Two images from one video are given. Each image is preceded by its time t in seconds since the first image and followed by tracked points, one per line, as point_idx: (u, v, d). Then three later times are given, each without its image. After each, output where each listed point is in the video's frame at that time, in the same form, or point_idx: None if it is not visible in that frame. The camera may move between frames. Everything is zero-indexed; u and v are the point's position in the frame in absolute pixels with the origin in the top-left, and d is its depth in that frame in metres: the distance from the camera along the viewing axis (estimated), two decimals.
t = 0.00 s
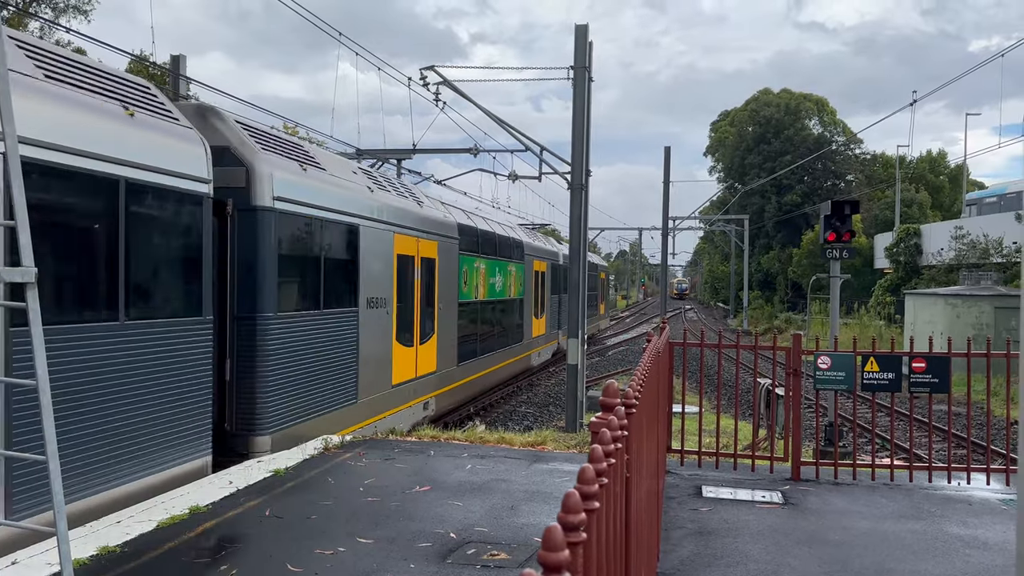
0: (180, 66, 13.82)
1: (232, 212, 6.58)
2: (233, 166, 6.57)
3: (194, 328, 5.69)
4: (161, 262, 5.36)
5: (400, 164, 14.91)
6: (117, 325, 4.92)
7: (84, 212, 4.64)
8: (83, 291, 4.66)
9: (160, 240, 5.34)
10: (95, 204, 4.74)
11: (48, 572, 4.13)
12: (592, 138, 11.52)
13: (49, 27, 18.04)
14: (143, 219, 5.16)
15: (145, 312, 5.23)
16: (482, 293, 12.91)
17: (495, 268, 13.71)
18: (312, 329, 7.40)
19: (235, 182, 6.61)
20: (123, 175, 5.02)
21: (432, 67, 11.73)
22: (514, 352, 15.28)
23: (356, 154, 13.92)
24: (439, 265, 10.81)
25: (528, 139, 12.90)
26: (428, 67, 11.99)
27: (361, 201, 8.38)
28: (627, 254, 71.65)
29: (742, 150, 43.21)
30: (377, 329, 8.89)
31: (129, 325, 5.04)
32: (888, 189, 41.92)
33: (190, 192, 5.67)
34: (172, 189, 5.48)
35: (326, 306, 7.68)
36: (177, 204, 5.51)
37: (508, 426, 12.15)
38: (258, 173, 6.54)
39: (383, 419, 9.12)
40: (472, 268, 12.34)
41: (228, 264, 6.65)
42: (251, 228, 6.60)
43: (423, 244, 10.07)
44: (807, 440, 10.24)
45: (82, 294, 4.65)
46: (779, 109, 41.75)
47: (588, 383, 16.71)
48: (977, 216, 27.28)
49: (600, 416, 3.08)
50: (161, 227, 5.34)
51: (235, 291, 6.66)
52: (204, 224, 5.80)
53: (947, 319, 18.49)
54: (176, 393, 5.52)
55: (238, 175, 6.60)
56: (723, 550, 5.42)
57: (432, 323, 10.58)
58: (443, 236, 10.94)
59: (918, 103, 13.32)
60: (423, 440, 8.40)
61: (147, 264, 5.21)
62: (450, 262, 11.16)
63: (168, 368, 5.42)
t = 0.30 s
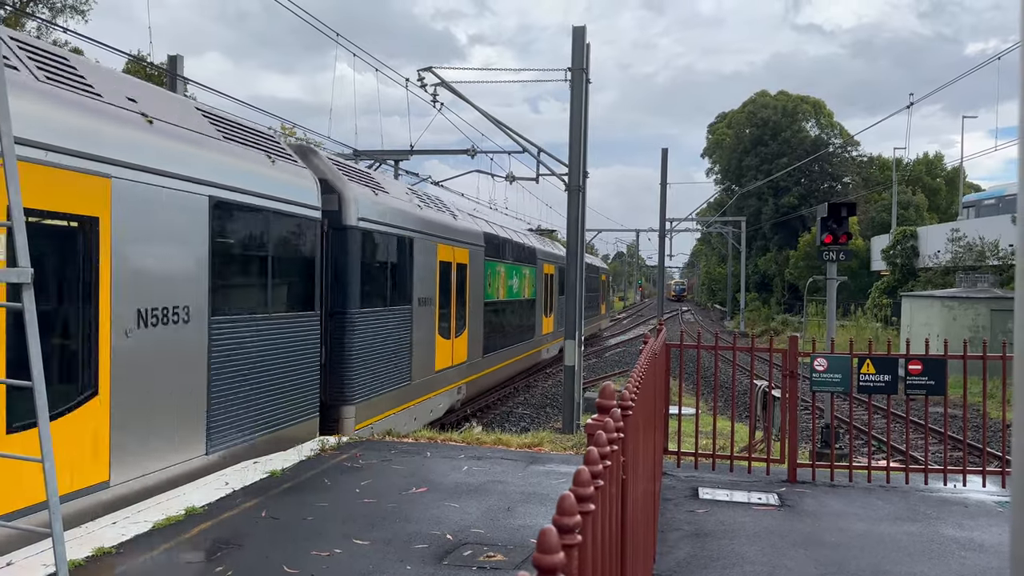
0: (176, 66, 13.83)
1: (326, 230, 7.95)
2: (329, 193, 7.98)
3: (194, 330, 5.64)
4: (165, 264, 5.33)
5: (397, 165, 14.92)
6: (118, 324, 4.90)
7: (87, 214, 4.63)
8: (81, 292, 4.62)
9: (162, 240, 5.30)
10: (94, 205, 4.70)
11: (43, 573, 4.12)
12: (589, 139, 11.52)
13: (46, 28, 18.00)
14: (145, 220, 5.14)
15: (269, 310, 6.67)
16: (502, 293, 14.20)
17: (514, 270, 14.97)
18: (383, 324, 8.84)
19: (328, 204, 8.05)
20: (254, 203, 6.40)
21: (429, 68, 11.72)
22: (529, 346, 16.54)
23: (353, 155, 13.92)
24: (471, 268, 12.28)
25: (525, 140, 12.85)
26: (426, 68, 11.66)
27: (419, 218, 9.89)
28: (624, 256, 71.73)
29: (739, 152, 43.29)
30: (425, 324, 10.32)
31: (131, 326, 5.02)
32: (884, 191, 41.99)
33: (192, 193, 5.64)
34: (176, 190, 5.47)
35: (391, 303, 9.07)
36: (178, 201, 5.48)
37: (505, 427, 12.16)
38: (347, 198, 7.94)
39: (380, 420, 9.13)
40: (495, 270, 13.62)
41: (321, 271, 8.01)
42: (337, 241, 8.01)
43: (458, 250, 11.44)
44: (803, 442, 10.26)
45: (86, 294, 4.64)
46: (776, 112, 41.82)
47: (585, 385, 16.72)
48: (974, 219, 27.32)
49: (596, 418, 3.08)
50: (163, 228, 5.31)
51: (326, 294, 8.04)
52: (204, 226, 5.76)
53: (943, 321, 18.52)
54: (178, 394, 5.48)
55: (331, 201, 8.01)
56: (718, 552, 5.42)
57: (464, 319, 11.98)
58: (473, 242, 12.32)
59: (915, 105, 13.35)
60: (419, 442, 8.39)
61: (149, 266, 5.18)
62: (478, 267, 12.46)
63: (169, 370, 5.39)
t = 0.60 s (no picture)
0: (174, 67, 13.83)
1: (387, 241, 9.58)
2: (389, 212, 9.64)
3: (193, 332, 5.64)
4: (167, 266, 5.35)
5: (395, 166, 14.93)
6: (118, 326, 4.91)
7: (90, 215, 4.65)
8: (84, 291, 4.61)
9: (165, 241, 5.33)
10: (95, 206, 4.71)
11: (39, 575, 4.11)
12: (586, 142, 11.52)
13: (42, 28, 17.96)
14: (149, 222, 5.19)
15: (353, 308, 8.46)
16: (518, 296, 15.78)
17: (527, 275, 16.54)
18: (428, 319, 10.43)
19: (389, 221, 9.68)
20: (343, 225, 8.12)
21: (427, 70, 11.74)
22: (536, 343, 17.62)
23: (351, 156, 13.93)
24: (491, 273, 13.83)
25: (522, 142, 12.84)
26: (424, 71, 11.73)
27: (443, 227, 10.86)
28: (622, 257, 71.81)
29: (736, 154, 43.36)
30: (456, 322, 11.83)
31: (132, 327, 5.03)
32: (881, 193, 42.05)
33: (192, 195, 5.66)
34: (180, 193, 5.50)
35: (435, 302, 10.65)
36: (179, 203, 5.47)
37: (502, 429, 12.15)
38: (405, 217, 9.60)
39: (377, 422, 9.12)
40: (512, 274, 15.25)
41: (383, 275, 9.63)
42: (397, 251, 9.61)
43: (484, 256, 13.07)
44: (799, 444, 10.27)
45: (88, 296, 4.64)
46: (773, 114, 41.88)
47: (582, 387, 16.72)
48: (971, 222, 27.35)
49: (594, 421, 3.07)
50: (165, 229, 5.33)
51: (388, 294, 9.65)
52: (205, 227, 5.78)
53: (940, 323, 18.54)
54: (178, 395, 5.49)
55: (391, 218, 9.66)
56: (715, 554, 5.42)
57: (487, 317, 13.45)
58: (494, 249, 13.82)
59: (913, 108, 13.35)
60: (416, 444, 8.38)
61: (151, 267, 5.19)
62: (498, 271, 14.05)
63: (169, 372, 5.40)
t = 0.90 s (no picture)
0: (171, 68, 13.83)
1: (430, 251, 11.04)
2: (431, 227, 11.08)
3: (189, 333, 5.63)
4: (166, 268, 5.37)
5: (393, 168, 14.93)
6: (118, 327, 4.92)
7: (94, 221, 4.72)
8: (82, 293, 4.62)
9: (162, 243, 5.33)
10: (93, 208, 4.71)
11: None
12: (584, 144, 11.53)
13: (40, 29, 17.93)
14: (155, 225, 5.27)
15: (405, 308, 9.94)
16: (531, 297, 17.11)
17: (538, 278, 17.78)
18: (460, 317, 11.87)
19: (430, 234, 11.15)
20: (398, 238, 9.63)
21: (424, 72, 11.73)
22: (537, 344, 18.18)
23: (349, 158, 13.93)
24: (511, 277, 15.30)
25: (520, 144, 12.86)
26: (421, 73, 11.64)
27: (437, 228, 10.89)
28: (619, 260, 71.89)
29: (733, 157, 43.44)
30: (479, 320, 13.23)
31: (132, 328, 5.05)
32: (878, 196, 42.14)
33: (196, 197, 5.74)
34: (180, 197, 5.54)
35: (466, 303, 12.15)
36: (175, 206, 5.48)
37: (499, 431, 12.16)
38: (445, 231, 11.10)
39: (374, 424, 9.11)
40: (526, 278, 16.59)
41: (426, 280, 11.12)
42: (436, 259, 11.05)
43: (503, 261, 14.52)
44: (796, 446, 10.28)
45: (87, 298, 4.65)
46: (770, 116, 41.95)
47: (578, 389, 16.72)
48: (967, 225, 27.40)
49: (592, 422, 3.07)
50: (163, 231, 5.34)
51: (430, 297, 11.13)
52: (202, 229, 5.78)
53: (936, 326, 18.60)
54: (176, 397, 5.51)
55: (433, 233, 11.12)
56: (712, 556, 5.42)
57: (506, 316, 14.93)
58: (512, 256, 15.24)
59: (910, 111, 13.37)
60: (413, 446, 8.37)
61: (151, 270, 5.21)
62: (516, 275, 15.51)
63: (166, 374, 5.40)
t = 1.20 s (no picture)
0: (168, 70, 13.83)
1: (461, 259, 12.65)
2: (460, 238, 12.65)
3: (181, 337, 5.59)
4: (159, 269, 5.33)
5: (390, 170, 14.94)
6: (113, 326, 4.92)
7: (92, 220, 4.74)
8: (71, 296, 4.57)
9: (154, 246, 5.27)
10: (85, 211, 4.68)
11: None
12: (581, 146, 11.54)
13: (36, 30, 17.87)
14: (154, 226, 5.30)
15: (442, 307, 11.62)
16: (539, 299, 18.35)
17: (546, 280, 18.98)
18: (482, 314, 13.55)
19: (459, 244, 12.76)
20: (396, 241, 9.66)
21: (422, 74, 11.75)
22: (538, 346, 18.50)
23: (346, 160, 13.94)
24: (523, 281, 16.83)
25: (516, 146, 12.86)
26: (418, 75, 11.74)
27: (433, 230, 10.93)
28: (617, 262, 72.03)
29: (730, 159, 43.50)
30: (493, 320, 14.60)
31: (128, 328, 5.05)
32: (875, 199, 42.23)
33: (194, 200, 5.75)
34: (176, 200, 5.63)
35: (487, 303, 13.86)
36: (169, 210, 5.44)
37: (496, 433, 12.16)
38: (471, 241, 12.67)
39: (371, 426, 9.11)
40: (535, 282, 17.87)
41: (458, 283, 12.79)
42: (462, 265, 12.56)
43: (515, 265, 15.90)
44: (793, 448, 10.30)
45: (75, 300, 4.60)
46: (767, 119, 42.00)
47: (575, 391, 16.71)
48: (964, 227, 27.44)
49: (587, 424, 3.06)
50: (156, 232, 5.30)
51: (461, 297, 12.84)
52: (197, 232, 5.77)
53: (933, 328, 18.65)
54: (167, 400, 5.46)
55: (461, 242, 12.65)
56: (709, 558, 5.42)
57: (521, 316, 16.53)
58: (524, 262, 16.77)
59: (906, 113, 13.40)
60: (410, 448, 8.36)
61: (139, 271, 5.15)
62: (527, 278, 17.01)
63: (158, 378, 5.36)
